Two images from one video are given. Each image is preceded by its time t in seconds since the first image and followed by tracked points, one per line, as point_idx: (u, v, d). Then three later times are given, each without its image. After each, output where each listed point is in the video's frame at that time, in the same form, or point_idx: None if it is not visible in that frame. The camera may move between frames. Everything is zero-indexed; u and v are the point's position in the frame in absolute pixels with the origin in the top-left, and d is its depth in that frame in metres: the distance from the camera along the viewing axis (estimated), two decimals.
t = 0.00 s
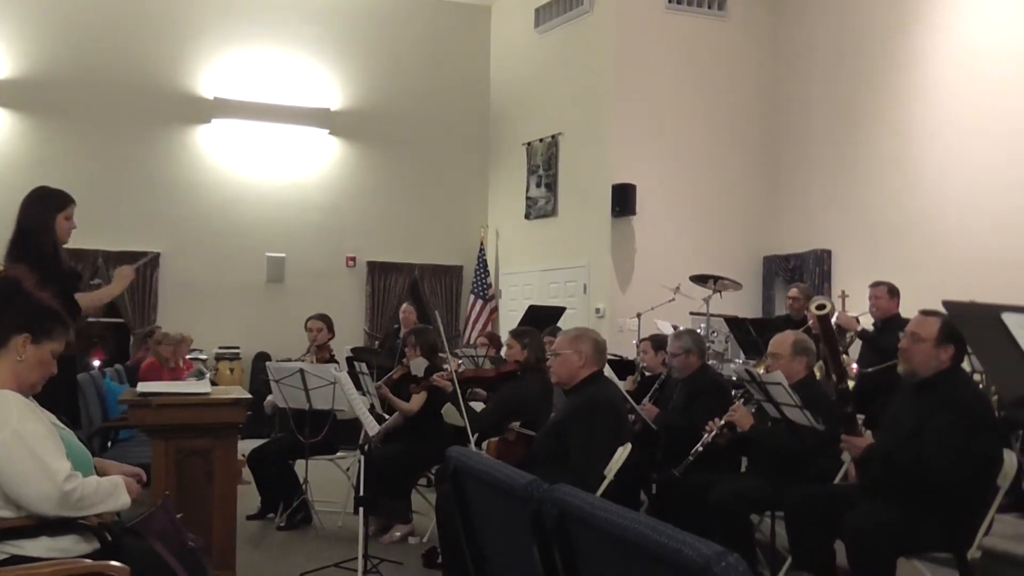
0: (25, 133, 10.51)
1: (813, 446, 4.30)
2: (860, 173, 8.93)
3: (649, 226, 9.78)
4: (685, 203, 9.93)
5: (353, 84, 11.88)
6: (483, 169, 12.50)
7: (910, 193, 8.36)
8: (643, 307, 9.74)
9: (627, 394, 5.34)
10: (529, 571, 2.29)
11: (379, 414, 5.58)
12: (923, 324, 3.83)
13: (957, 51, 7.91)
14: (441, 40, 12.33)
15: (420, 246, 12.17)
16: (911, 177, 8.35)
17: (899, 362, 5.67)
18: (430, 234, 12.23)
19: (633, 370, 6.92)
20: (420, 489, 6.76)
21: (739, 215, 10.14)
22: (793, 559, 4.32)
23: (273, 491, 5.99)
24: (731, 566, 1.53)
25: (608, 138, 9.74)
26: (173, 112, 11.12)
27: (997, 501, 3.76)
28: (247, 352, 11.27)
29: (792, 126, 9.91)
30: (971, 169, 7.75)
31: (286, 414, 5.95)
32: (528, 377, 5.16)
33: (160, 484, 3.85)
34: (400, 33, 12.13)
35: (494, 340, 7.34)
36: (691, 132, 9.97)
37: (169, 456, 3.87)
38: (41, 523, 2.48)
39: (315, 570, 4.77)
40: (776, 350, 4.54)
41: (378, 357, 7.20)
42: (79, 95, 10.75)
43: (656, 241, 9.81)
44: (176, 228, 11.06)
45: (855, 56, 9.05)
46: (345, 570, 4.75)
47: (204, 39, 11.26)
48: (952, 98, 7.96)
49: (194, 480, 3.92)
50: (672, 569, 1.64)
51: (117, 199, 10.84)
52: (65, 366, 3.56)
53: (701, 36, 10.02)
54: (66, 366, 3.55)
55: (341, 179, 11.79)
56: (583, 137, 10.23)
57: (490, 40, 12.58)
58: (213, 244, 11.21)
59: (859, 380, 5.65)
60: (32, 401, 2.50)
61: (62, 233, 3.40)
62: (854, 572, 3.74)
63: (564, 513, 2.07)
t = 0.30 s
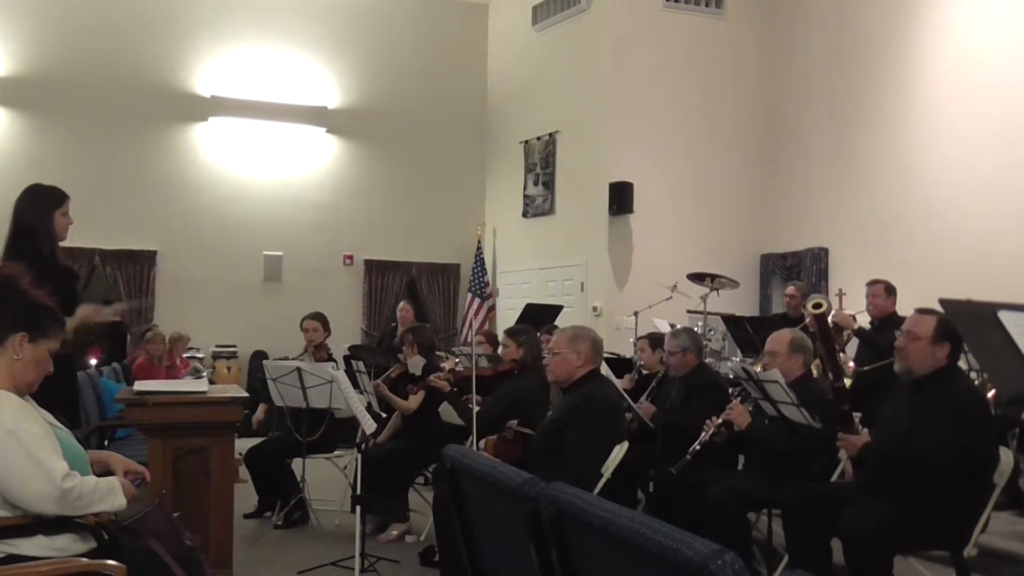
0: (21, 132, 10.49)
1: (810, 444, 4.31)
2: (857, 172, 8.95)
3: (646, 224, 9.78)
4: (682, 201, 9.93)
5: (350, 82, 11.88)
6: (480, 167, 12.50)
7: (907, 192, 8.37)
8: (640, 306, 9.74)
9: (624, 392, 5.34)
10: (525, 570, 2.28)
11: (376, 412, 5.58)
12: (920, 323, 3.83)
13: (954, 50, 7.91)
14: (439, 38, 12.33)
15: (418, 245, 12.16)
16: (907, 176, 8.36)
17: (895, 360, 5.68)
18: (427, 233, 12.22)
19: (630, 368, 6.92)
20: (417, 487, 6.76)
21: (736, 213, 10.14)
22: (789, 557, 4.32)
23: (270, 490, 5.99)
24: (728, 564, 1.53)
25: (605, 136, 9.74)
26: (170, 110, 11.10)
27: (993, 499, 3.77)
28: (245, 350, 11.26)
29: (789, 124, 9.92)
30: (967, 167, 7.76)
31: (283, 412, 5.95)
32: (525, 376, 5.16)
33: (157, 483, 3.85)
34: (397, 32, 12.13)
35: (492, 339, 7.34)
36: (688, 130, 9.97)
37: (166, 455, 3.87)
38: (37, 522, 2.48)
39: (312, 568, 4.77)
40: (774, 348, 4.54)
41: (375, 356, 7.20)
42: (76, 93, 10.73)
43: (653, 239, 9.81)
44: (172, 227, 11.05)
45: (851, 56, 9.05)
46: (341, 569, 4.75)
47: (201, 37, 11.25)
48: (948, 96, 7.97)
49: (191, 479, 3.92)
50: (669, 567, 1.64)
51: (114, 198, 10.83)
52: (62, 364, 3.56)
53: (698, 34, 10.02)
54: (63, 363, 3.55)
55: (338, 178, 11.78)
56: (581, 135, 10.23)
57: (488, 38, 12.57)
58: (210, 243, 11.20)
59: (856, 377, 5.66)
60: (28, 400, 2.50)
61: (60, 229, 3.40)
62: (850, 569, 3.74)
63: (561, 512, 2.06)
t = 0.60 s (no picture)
0: (15, 133, 10.47)
1: (803, 445, 4.31)
2: (850, 173, 8.97)
3: (640, 225, 9.78)
4: (676, 202, 9.94)
5: (345, 84, 11.87)
6: (475, 168, 12.50)
7: (900, 194, 8.39)
8: (634, 307, 9.74)
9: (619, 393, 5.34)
10: (519, 571, 2.28)
11: (371, 413, 5.58)
12: (913, 324, 3.83)
13: (947, 52, 7.94)
14: (433, 39, 12.33)
15: (412, 247, 12.16)
16: (901, 178, 8.38)
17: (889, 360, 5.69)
18: (421, 234, 12.22)
19: (624, 369, 6.92)
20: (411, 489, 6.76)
21: (730, 215, 10.17)
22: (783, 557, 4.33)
23: (264, 492, 5.98)
24: (721, 565, 1.52)
25: (599, 137, 9.75)
26: (164, 111, 11.08)
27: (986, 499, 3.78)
28: (239, 351, 11.25)
29: (783, 126, 9.94)
30: (960, 169, 7.80)
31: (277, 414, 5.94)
32: (520, 377, 5.16)
33: (150, 485, 3.84)
34: (392, 33, 12.12)
35: (486, 340, 7.33)
36: (683, 131, 9.98)
37: (160, 456, 3.86)
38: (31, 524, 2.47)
39: (306, 570, 4.76)
40: (768, 349, 4.55)
41: (369, 357, 7.20)
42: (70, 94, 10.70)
43: (648, 241, 9.82)
44: (167, 228, 11.03)
45: (846, 58, 9.07)
46: (336, 570, 4.74)
47: (196, 38, 11.24)
48: (942, 98, 8.00)
49: (185, 481, 3.91)
50: (663, 568, 1.64)
51: (107, 199, 10.80)
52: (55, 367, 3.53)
53: (692, 35, 10.03)
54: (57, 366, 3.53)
55: (333, 179, 11.77)
56: (575, 136, 10.23)
57: (482, 39, 12.57)
58: (204, 244, 11.18)
59: (850, 378, 5.67)
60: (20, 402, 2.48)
61: (54, 234, 3.36)
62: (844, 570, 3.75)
63: (555, 513, 2.06)
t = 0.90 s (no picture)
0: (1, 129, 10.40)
1: (792, 437, 4.34)
2: (839, 166, 8.98)
3: (631, 218, 9.78)
4: (666, 195, 9.95)
5: (334, 78, 11.83)
6: (465, 162, 12.48)
7: (889, 187, 8.42)
8: (625, 300, 9.74)
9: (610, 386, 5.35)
10: (511, 565, 2.28)
11: (362, 408, 5.57)
12: (901, 316, 3.84)
13: (935, 44, 7.97)
14: (422, 32, 12.29)
15: (402, 241, 12.14)
16: (890, 171, 8.41)
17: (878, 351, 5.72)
18: (412, 228, 12.20)
19: (615, 362, 6.93)
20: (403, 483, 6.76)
21: (720, 207, 10.18)
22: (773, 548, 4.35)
23: (255, 488, 5.97)
24: (710, 556, 1.53)
25: (589, 131, 9.75)
26: (151, 106, 11.03)
27: (974, 489, 3.80)
28: (229, 347, 11.22)
29: (772, 118, 9.95)
30: (947, 162, 7.83)
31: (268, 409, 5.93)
32: (511, 371, 5.17)
33: (140, 482, 3.83)
34: (380, 26, 12.08)
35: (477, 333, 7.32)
36: (672, 124, 9.98)
37: (150, 452, 3.85)
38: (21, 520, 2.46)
39: (298, 565, 4.76)
40: (758, 341, 4.56)
41: (360, 352, 7.19)
42: (57, 89, 10.64)
43: (638, 234, 9.83)
44: (156, 223, 10.98)
45: (834, 52, 9.09)
46: (328, 565, 4.74)
47: (183, 33, 11.18)
48: (930, 90, 8.03)
49: (175, 478, 3.91)
50: (653, 559, 1.65)
51: (95, 194, 10.75)
52: (42, 364, 3.51)
53: (681, 28, 10.03)
54: (43, 363, 3.51)
55: (322, 173, 11.74)
56: (564, 129, 10.23)
57: (471, 33, 12.55)
58: (193, 239, 11.14)
59: (839, 370, 5.69)
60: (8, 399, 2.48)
61: (34, 231, 3.37)
62: (834, 560, 3.76)
63: (545, 507, 2.07)
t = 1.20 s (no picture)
0: None
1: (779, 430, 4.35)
2: (826, 161, 9.01)
3: (620, 212, 9.79)
4: (654, 189, 9.96)
5: (322, 72, 11.79)
6: (453, 156, 12.47)
7: (876, 182, 8.45)
8: (613, 294, 9.74)
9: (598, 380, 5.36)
10: (500, 559, 2.28)
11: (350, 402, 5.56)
12: (887, 309, 3.86)
13: (922, 40, 8.00)
14: (410, 26, 12.25)
15: (391, 236, 12.12)
16: (877, 166, 8.44)
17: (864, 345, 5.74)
18: (401, 223, 12.18)
19: (603, 356, 6.94)
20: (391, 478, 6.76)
21: (708, 202, 10.20)
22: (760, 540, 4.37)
23: (243, 482, 5.96)
24: (696, 549, 1.53)
25: (577, 125, 9.74)
26: (138, 100, 10.96)
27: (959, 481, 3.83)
28: (217, 342, 11.18)
29: (761, 113, 9.97)
30: (934, 157, 7.87)
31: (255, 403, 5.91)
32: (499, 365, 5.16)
33: (127, 477, 3.81)
34: (369, 20, 12.04)
35: (466, 328, 7.32)
36: (661, 118, 9.99)
37: (137, 447, 3.83)
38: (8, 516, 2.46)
39: (286, 560, 4.75)
40: (745, 335, 4.57)
41: (348, 346, 7.18)
42: (42, 82, 10.55)
43: (626, 228, 9.83)
44: (143, 217, 10.92)
45: (822, 47, 9.11)
46: (316, 560, 4.74)
47: (170, 26, 11.12)
48: (918, 85, 8.06)
49: (162, 473, 3.89)
50: (639, 553, 1.65)
51: (81, 188, 10.67)
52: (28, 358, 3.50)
53: (670, 22, 10.03)
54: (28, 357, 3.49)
55: (310, 168, 11.70)
56: (553, 123, 10.22)
57: (460, 27, 12.53)
58: (180, 234, 11.09)
59: (825, 364, 5.71)
60: None
61: (28, 224, 3.36)
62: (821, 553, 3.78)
63: (533, 501, 2.07)
